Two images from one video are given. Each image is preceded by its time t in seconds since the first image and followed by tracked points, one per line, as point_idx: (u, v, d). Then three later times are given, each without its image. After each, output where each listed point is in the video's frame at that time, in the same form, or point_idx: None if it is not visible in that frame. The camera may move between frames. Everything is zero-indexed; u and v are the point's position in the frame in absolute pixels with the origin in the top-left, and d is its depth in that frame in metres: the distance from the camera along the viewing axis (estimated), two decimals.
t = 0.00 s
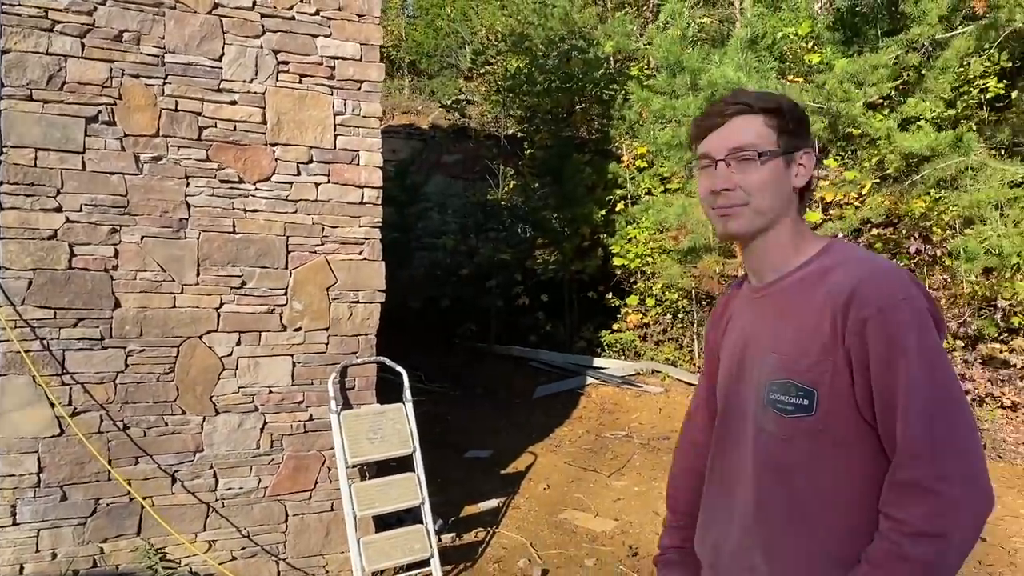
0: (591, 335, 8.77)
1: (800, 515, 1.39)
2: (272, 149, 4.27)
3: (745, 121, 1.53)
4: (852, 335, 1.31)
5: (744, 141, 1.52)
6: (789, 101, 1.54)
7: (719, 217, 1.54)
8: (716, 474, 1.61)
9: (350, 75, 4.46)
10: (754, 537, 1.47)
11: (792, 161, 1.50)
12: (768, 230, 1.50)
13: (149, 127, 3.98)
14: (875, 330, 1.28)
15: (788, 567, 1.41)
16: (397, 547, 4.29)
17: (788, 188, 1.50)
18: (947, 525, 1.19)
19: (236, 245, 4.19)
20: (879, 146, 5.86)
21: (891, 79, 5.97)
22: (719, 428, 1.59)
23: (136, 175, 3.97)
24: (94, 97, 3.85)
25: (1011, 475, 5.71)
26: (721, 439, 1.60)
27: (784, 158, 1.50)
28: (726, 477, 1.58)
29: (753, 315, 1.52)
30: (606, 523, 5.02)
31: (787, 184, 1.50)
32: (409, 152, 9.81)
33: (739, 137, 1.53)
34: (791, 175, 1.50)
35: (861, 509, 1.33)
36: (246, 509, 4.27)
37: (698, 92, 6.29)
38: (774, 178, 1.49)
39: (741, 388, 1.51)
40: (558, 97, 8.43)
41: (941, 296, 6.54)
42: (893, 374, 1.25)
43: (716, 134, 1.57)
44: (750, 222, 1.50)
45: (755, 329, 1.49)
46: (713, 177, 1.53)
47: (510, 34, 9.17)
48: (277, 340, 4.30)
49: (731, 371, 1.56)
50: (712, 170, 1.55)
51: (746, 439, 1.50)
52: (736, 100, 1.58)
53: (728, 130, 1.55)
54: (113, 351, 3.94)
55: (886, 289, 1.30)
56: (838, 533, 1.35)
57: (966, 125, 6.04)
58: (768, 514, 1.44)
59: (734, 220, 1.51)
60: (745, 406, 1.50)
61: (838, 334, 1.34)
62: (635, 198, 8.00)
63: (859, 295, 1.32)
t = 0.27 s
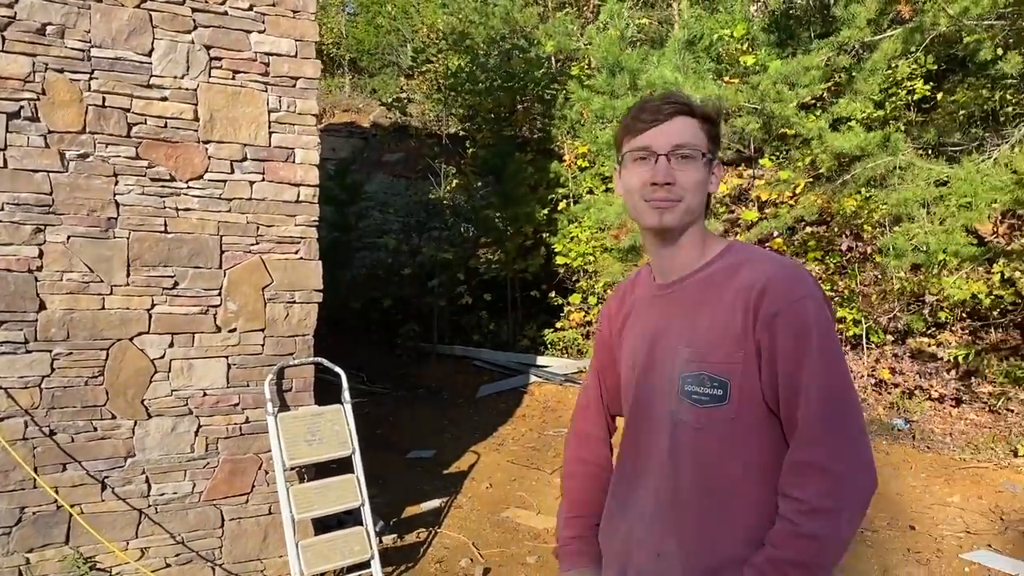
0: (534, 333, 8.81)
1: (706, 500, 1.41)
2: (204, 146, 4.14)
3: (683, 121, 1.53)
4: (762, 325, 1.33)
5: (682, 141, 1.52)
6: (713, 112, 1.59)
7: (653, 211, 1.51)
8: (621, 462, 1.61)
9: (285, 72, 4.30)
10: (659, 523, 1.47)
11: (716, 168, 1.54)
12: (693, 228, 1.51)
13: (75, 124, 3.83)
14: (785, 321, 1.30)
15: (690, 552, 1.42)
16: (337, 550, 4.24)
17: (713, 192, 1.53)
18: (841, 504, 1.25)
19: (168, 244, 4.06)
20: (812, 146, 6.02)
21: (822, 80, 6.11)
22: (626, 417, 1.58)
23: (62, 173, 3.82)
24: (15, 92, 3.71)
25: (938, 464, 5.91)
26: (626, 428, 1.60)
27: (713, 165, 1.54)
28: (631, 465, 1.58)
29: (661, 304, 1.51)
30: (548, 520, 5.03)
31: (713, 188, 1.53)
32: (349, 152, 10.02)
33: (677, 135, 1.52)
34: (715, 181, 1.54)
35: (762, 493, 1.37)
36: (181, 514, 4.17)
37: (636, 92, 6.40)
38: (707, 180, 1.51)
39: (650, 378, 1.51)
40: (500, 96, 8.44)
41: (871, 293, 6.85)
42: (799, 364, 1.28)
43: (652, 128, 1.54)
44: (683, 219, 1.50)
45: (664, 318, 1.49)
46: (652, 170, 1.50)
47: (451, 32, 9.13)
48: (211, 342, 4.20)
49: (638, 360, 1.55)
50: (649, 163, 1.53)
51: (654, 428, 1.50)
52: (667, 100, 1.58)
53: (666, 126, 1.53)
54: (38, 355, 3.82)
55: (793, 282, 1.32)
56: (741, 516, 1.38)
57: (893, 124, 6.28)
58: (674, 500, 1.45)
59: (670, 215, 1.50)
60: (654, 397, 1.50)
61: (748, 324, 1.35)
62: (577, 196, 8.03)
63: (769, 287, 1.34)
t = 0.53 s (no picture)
0: (501, 332, 8.79)
1: (662, 492, 1.43)
2: (163, 144, 4.07)
3: (648, 123, 1.54)
4: (719, 319, 1.35)
5: (645, 144, 1.52)
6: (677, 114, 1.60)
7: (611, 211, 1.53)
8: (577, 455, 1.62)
9: (246, 68, 4.26)
10: (617, 517, 1.49)
11: (676, 169, 1.57)
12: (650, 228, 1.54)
13: (29, 121, 3.75)
14: (741, 315, 1.33)
15: (647, 544, 1.44)
16: (301, 551, 4.21)
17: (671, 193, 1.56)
18: (792, 492, 1.29)
19: (126, 244, 3.99)
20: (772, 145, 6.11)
21: (783, 80, 6.20)
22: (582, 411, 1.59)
23: (15, 172, 3.74)
24: None
25: (896, 457, 6.05)
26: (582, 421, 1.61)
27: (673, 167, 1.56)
28: (586, 458, 1.59)
29: (617, 298, 1.53)
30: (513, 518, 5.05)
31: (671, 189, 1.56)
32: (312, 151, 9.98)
33: (640, 137, 1.53)
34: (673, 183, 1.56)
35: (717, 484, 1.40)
36: (141, 518, 4.11)
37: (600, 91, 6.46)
38: (666, 182, 1.54)
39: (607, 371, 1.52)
40: (465, 94, 8.43)
41: (832, 289, 6.95)
42: (755, 357, 1.32)
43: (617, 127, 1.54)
44: (641, 220, 1.53)
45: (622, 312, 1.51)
46: (612, 171, 1.52)
47: (415, 29, 9.09)
48: (172, 342, 4.14)
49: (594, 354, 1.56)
50: (611, 162, 1.54)
51: (611, 420, 1.51)
52: (634, 99, 1.57)
53: (630, 127, 1.53)
54: None
55: (748, 277, 1.35)
56: (695, 507, 1.40)
57: (852, 124, 6.41)
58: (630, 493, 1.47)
59: (627, 216, 1.53)
60: (610, 391, 1.51)
61: (706, 318, 1.37)
62: (542, 195, 8.09)
63: (726, 282, 1.36)
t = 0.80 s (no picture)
0: (479, 330, 8.82)
1: (640, 489, 1.45)
2: (138, 142, 4.04)
3: (626, 116, 1.55)
4: (695, 317, 1.37)
5: (619, 137, 1.54)
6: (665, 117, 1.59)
7: (573, 197, 1.55)
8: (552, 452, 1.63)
9: (222, 66, 4.23)
10: (597, 514, 1.51)
11: (655, 171, 1.56)
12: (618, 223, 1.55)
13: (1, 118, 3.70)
14: (719, 314, 1.35)
15: (626, 541, 1.46)
16: (279, 551, 4.20)
17: (645, 193, 1.56)
18: (766, 490, 1.33)
19: (101, 242, 3.95)
20: (748, 143, 6.17)
21: (759, 80, 6.26)
22: (558, 408, 1.59)
23: None
24: None
25: (871, 453, 6.13)
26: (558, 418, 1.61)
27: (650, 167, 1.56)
28: (562, 455, 1.59)
29: (594, 296, 1.53)
30: (492, 516, 5.06)
31: (646, 189, 1.55)
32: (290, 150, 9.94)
33: (616, 130, 1.54)
34: (646, 181, 1.56)
35: (693, 481, 1.42)
36: (117, 519, 4.07)
37: (578, 90, 6.50)
38: (636, 179, 1.53)
39: (583, 368, 1.52)
40: (443, 92, 8.42)
41: (808, 286, 7.05)
42: (732, 356, 1.34)
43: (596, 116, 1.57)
44: (605, 211, 1.53)
45: (599, 309, 1.51)
46: (582, 158, 1.54)
47: (393, 27, 9.06)
48: (148, 341, 4.10)
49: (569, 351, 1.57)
50: (583, 149, 1.56)
51: (588, 418, 1.52)
52: (623, 94, 1.59)
53: (608, 118, 1.55)
54: None
55: (725, 276, 1.37)
56: (672, 505, 1.43)
57: (827, 123, 6.49)
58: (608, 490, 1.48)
59: (591, 204, 1.54)
60: (587, 389, 1.52)
61: (683, 317, 1.39)
62: (520, 193, 8.12)
63: (703, 281, 1.38)
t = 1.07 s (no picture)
0: (466, 329, 8.83)
1: (629, 488, 1.44)
2: (124, 139, 4.01)
3: (584, 110, 1.59)
4: (685, 316, 1.36)
5: (577, 130, 1.57)
6: (638, 102, 1.55)
7: (545, 200, 1.62)
8: (549, 448, 1.64)
9: (209, 63, 4.20)
10: (590, 512, 1.51)
11: (619, 155, 1.54)
12: (591, 217, 1.56)
13: None
14: (708, 313, 1.33)
15: (616, 539, 1.46)
16: (267, 550, 4.18)
17: (611, 179, 1.54)
18: (753, 495, 1.31)
19: (86, 240, 3.92)
20: (734, 143, 6.22)
21: (745, 79, 6.30)
22: (555, 404, 1.60)
23: None
24: None
25: (855, 450, 6.20)
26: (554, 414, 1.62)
27: (613, 151, 1.54)
28: (559, 452, 1.61)
29: (589, 294, 1.54)
30: (480, 515, 5.06)
31: (610, 175, 1.54)
32: (277, 148, 9.92)
33: (571, 127, 1.58)
34: (613, 168, 1.54)
35: (683, 482, 1.41)
36: (102, 518, 4.04)
37: (565, 89, 6.52)
38: (595, 168, 1.54)
39: (578, 365, 1.53)
40: (430, 91, 8.41)
41: (793, 286, 7.16)
42: (720, 355, 1.32)
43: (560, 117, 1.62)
44: (568, 206, 1.57)
45: (593, 307, 1.52)
46: (545, 159, 1.61)
47: (380, 25, 9.04)
48: (134, 340, 4.07)
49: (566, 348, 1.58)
50: (548, 151, 1.62)
51: (582, 415, 1.53)
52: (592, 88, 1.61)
53: (566, 117, 1.60)
54: None
55: (716, 274, 1.36)
56: (661, 505, 1.42)
57: (813, 122, 6.53)
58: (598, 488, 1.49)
59: (557, 201, 1.59)
60: (582, 386, 1.52)
61: (673, 315, 1.38)
62: (507, 192, 8.13)
63: (694, 279, 1.37)
